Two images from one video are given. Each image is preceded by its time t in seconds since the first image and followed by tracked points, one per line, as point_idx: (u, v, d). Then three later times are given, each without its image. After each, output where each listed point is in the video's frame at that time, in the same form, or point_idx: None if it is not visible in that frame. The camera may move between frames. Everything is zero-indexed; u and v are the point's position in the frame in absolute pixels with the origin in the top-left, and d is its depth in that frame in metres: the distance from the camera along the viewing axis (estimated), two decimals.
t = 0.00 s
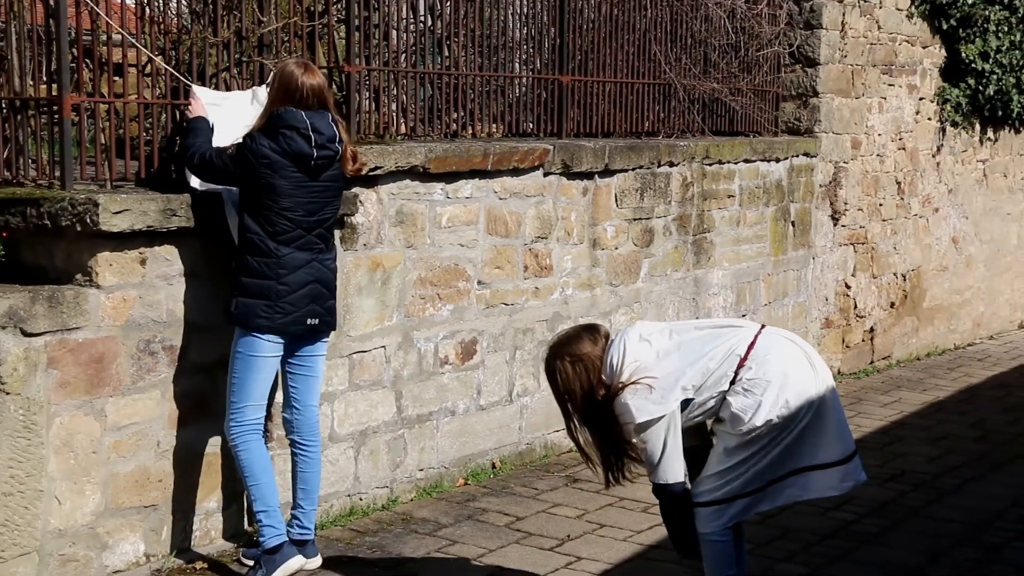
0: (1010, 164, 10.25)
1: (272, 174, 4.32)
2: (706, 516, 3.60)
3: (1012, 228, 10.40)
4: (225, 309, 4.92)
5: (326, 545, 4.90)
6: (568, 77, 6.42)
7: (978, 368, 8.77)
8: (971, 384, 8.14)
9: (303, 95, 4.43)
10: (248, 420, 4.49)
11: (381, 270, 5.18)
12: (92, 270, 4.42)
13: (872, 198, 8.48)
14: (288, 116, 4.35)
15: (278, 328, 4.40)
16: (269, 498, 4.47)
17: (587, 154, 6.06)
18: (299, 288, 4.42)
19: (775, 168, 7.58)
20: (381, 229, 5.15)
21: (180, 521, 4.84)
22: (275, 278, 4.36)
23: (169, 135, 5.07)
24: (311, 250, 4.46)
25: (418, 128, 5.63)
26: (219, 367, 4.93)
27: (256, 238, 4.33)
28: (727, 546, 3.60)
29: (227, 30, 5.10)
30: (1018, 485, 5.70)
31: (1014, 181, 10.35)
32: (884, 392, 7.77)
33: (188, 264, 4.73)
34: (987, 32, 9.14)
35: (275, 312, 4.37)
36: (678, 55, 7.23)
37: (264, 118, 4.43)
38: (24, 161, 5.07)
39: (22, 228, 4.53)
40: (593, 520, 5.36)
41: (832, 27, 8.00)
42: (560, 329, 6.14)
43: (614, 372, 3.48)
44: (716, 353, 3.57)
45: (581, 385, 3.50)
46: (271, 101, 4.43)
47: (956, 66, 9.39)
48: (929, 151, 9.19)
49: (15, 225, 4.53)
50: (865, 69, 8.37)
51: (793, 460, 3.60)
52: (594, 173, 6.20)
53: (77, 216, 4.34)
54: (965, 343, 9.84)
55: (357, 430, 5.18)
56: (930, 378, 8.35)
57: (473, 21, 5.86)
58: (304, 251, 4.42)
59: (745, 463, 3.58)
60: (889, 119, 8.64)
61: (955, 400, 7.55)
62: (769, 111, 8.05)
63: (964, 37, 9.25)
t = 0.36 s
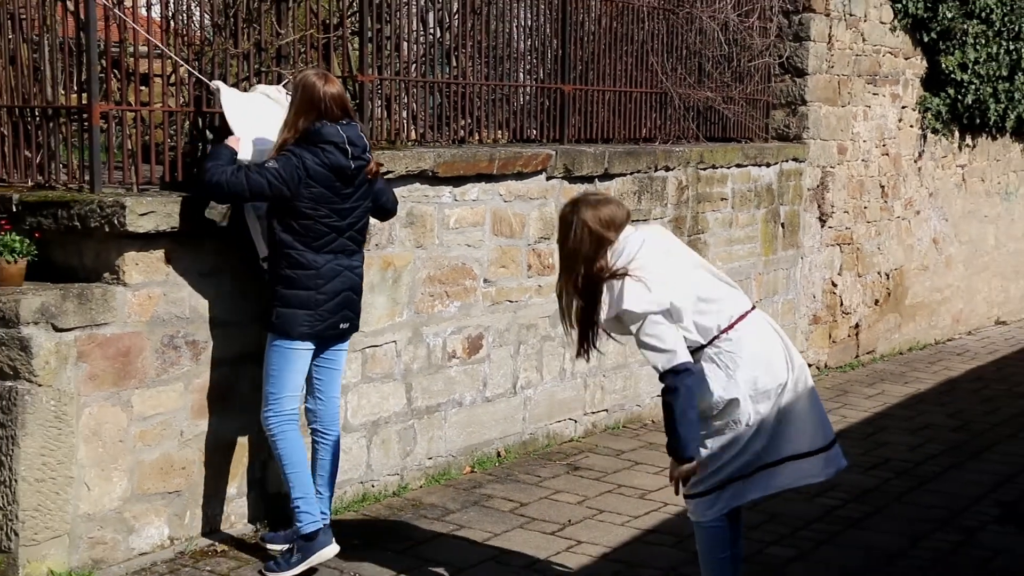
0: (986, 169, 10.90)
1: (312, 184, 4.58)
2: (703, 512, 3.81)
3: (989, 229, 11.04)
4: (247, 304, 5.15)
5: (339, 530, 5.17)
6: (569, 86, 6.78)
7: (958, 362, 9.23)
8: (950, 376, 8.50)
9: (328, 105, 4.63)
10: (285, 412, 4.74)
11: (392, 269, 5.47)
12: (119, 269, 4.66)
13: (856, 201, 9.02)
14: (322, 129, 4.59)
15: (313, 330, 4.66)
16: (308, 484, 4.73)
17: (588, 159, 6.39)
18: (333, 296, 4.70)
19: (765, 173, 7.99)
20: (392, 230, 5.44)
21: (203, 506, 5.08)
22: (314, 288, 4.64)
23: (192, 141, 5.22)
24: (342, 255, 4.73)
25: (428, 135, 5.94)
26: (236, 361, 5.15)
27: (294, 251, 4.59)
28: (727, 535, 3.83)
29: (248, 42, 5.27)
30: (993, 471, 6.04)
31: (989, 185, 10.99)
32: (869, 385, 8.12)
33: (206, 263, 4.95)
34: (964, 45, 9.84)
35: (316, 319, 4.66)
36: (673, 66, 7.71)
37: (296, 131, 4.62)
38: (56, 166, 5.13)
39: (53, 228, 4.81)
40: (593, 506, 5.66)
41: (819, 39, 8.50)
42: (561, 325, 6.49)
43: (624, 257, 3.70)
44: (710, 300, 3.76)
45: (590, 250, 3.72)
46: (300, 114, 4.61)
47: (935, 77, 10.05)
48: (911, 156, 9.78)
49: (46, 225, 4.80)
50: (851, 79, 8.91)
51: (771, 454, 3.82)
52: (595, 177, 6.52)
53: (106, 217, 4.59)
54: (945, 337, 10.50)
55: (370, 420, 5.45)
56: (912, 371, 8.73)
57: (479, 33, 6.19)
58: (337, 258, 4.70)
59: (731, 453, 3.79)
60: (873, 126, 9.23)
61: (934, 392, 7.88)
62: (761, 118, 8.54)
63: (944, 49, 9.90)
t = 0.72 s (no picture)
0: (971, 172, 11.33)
1: (372, 203, 4.64)
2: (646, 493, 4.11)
3: (972, 230, 11.49)
4: (260, 299, 5.31)
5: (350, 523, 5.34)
6: (569, 92, 7.05)
7: (943, 358, 9.59)
8: (935, 372, 8.77)
9: (367, 114, 4.70)
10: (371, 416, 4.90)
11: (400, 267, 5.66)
12: (138, 267, 4.79)
13: (846, 202, 9.36)
14: (372, 146, 4.65)
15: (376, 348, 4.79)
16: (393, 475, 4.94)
17: (588, 162, 6.71)
18: (391, 304, 4.84)
19: (758, 175, 8.22)
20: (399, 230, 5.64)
21: (216, 495, 5.22)
22: (378, 302, 4.76)
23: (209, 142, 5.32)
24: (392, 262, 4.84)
25: (433, 138, 6.17)
26: (249, 356, 5.30)
27: (359, 273, 4.70)
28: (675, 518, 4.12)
29: (261, 49, 5.39)
30: (975, 463, 6.30)
31: (973, 187, 11.41)
32: (858, 379, 8.39)
33: (221, 260, 5.10)
34: (950, 52, 10.26)
35: (382, 330, 4.79)
36: (671, 72, 8.00)
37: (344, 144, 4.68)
38: (76, 168, 5.19)
39: (75, 228, 4.96)
40: (592, 495, 5.89)
41: (810, 46, 8.87)
42: (561, 321, 6.73)
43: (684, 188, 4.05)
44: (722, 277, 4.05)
45: (661, 159, 4.05)
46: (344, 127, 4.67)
47: (923, 83, 10.46)
48: (899, 159, 10.17)
49: (68, 225, 4.97)
50: (841, 84, 9.29)
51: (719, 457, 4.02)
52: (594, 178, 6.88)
53: (124, 217, 4.73)
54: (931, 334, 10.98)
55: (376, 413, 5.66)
56: (899, 367, 9.04)
57: (484, 40, 6.44)
58: (393, 266, 4.82)
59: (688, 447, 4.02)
60: (862, 130, 9.60)
61: (920, 386, 8.13)
62: (754, 122, 8.89)
63: (930, 56, 10.31)
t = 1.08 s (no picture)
0: (959, 173, 11.53)
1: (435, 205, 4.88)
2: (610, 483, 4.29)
3: (960, 230, 11.71)
4: (271, 296, 5.49)
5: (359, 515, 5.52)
6: (569, 95, 7.25)
7: (932, 353, 9.79)
8: (925, 367, 8.96)
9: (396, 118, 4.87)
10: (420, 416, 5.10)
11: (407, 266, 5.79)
12: (150, 265, 4.95)
13: (838, 203, 9.55)
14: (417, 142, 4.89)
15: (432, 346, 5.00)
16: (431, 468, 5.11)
17: (588, 164, 6.91)
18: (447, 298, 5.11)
19: (753, 177, 8.41)
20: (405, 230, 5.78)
21: (227, 487, 5.39)
22: (444, 298, 5.02)
23: (223, 144, 5.43)
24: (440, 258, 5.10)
25: (438, 140, 6.35)
26: (260, 352, 5.48)
27: (430, 276, 4.91)
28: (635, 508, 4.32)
29: (269, 54, 5.54)
30: (962, 456, 6.50)
31: (962, 188, 11.63)
32: (850, 374, 8.59)
33: (231, 259, 5.27)
34: (938, 58, 10.48)
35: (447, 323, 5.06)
36: (667, 76, 8.20)
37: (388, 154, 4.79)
38: (91, 169, 5.26)
39: (90, 227, 5.10)
40: (592, 487, 6.07)
41: (803, 51, 9.07)
42: (562, 319, 6.94)
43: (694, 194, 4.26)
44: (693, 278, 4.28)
45: (682, 160, 4.23)
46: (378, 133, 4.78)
47: (912, 87, 10.65)
48: (890, 160, 10.36)
49: (84, 225, 5.11)
50: (833, 88, 9.48)
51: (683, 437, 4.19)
52: (594, 179, 7.08)
53: (138, 216, 4.88)
54: (920, 330, 11.17)
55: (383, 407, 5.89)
56: (890, 362, 9.24)
57: (487, 45, 6.62)
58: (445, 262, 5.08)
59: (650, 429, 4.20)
60: (854, 133, 9.78)
61: (909, 381, 8.33)
62: (749, 125, 9.08)
63: (920, 61, 10.52)
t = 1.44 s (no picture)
0: (949, 175, 11.71)
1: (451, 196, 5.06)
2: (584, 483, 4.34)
3: (950, 230, 11.89)
4: (277, 294, 5.64)
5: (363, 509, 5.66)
6: (570, 99, 7.43)
7: (923, 351, 9.96)
8: (916, 364, 9.13)
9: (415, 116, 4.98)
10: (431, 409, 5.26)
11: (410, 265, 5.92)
12: (162, 264, 5.09)
13: (831, 204, 9.72)
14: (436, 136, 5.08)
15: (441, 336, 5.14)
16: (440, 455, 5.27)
17: (587, 165, 7.09)
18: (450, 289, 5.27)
19: (748, 178, 8.58)
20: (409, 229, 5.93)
21: (235, 480, 5.54)
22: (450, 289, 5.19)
23: (232, 147, 5.55)
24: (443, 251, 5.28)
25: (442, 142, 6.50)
26: (269, 348, 5.63)
27: (444, 266, 5.12)
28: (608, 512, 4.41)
29: (276, 58, 5.69)
30: (951, 450, 6.67)
31: (952, 190, 11.81)
32: (842, 370, 8.76)
33: (239, 258, 5.41)
34: (928, 63, 10.67)
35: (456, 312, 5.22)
36: (665, 81, 8.36)
37: (413, 150, 4.89)
38: (104, 171, 5.40)
39: (103, 227, 5.23)
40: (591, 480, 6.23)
41: (796, 56, 9.24)
42: (562, 316, 7.12)
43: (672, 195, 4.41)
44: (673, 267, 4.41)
45: (659, 160, 4.38)
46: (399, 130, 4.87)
47: (903, 92, 10.83)
48: (882, 163, 10.53)
49: (96, 225, 5.24)
50: (826, 93, 9.64)
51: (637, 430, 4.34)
52: (593, 180, 7.26)
53: (149, 217, 5.01)
54: (911, 328, 11.35)
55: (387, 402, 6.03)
56: (881, 359, 9.41)
57: (489, 50, 6.79)
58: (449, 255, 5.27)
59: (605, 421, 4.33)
60: (846, 136, 9.95)
61: (900, 377, 8.50)
62: (744, 128, 9.25)
63: (910, 66, 10.68)
